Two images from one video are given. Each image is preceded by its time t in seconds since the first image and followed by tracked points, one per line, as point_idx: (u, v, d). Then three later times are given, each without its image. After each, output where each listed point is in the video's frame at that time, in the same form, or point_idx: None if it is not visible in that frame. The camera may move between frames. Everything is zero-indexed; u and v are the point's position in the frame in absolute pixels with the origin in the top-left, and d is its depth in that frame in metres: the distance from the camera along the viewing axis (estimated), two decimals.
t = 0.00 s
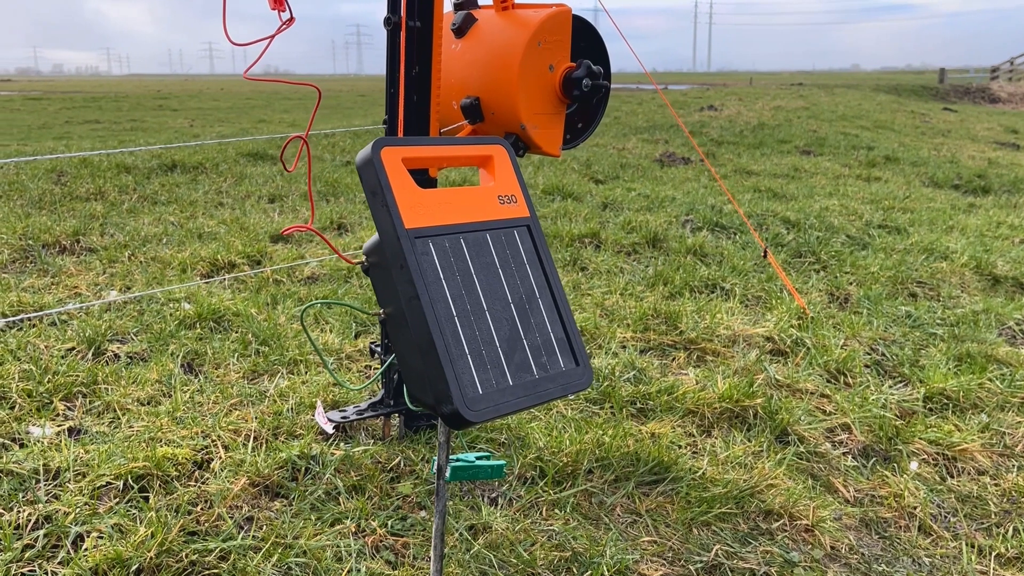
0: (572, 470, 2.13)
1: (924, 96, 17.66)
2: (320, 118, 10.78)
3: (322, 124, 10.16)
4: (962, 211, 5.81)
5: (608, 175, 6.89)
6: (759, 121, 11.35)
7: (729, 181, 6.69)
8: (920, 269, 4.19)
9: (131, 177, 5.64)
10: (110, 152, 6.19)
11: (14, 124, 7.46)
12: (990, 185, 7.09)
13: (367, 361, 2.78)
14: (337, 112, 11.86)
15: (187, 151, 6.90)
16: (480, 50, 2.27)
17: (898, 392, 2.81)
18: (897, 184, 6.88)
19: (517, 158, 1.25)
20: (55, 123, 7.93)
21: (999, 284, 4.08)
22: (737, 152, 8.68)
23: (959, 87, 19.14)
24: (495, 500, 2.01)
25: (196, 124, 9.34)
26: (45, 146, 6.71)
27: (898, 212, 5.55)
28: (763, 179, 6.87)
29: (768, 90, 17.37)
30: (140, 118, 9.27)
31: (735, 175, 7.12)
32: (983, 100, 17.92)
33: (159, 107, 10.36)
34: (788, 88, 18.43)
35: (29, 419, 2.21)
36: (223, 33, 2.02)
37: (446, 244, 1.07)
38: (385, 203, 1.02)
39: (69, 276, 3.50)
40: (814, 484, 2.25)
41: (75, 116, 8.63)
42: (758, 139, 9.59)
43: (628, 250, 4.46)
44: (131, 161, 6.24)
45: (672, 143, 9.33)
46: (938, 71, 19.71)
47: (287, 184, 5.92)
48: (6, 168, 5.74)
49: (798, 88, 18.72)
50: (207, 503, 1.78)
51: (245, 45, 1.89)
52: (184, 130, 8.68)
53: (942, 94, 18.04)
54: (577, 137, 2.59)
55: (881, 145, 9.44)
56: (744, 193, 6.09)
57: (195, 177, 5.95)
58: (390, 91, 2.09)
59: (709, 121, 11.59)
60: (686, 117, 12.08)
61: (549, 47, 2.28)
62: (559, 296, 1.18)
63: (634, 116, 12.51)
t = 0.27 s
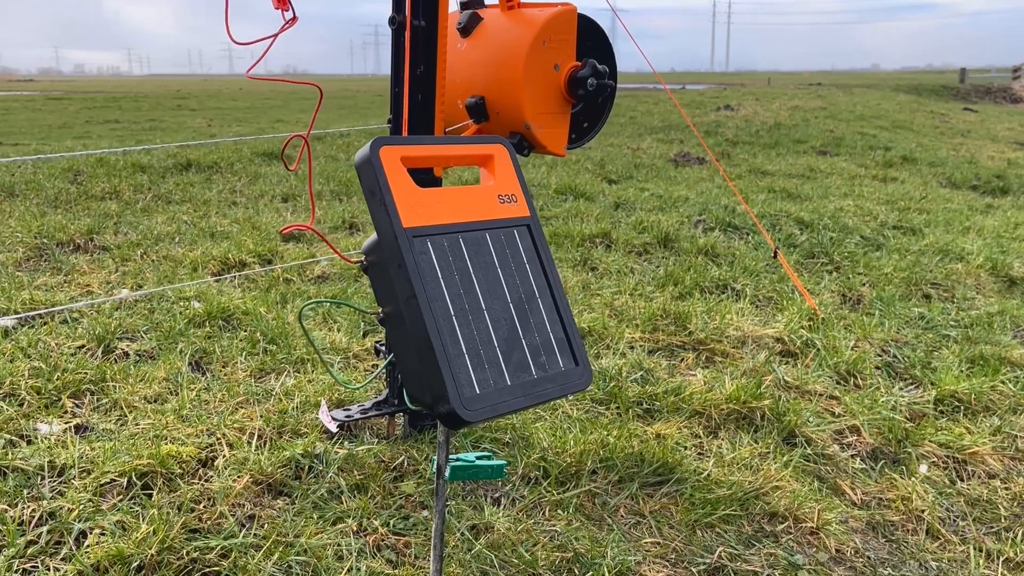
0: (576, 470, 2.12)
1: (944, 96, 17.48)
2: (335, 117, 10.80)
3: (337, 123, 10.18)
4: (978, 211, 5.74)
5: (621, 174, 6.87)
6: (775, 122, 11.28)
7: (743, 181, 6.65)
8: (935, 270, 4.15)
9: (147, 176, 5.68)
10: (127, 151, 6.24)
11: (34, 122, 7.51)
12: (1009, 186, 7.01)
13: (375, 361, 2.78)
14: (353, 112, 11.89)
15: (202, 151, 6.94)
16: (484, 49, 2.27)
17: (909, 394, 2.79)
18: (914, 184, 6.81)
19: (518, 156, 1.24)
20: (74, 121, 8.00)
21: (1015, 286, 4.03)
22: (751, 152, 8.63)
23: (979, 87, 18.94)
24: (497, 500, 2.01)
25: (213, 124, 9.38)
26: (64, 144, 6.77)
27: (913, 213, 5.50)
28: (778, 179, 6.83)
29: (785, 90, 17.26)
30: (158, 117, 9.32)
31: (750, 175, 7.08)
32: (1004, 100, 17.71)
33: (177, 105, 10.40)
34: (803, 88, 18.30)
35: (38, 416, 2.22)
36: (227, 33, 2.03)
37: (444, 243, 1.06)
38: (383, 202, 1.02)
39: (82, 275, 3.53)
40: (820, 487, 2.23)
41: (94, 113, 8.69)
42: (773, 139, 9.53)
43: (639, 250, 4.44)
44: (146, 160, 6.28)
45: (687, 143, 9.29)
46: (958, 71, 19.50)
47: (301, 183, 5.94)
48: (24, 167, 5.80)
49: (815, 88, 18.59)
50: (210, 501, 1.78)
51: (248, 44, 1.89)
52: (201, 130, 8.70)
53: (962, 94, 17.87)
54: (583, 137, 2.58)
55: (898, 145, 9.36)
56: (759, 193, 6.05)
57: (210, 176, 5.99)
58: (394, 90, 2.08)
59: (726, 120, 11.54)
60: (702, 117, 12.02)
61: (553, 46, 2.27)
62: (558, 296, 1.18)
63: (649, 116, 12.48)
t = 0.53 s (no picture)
0: (583, 470, 2.11)
1: (968, 95, 17.26)
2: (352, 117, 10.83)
3: (354, 122, 10.22)
4: (1000, 212, 5.67)
5: (638, 174, 6.85)
6: (794, 121, 11.19)
7: (761, 181, 6.60)
8: (953, 271, 4.10)
9: (164, 175, 5.73)
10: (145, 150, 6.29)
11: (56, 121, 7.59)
12: None
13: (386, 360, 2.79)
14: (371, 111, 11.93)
15: (220, 150, 6.99)
16: (494, 48, 2.26)
17: (923, 396, 2.76)
18: (935, 185, 6.74)
19: (523, 155, 1.24)
20: (97, 121, 8.08)
21: None
22: (769, 152, 8.57)
23: (1003, 87, 18.70)
24: (504, 500, 2.00)
25: (233, 124, 9.44)
26: (85, 143, 6.83)
27: (933, 213, 5.44)
28: (796, 179, 6.78)
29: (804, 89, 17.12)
30: (180, 116, 9.40)
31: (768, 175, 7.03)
32: None
33: (198, 104, 10.47)
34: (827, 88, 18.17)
35: (50, 412, 2.24)
36: (234, 33, 2.04)
37: (448, 241, 1.06)
38: (386, 201, 1.02)
39: (98, 273, 3.56)
40: (831, 488, 2.21)
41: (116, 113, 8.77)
42: (792, 139, 9.45)
43: (653, 250, 4.42)
44: (165, 159, 6.33)
45: (705, 142, 9.23)
46: (983, 71, 19.29)
47: (317, 182, 5.96)
48: (45, 166, 5.87)
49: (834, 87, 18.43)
50: (217, 497, 1.79)
51: (255, 43, 1.90)
52: (221, 130, 8.76)
53: (986, 94, 17.64)
54: (592, 136, 2.57)
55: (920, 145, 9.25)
56: (776, 193, 6.01)
57: (227, 175, 6.03)
58: (403, 89, 2.09)
59: (745, 120, 11.47)
60: (720, 117, 11.94)
61: (563, 44, 2.26)
62: (563, 294, 1.17)
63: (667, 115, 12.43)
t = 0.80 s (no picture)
0: (593, 472, 2.11)
1: (992, 95, 17.04)
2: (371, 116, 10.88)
3: (372, 122, 10.26)
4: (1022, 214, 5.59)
5: (655, 175, 6.82)
6: (814, 122, 11.10)
7: (780, 182, 6.55)
8: (973, 274, 4.05)
9: (184, 175, 5.78)
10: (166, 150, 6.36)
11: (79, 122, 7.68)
12: None
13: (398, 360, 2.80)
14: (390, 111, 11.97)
15: (238, 150, 7.05)
16: (505, 49, 2.26)
17: (940, 399, 2.72)
18: (956, 186, 6.65)
19: (531, 156, 1.24)
20: (120, 120, 8.18)
21: None
22: (788, 152, 8.51)
23: None
24: (513, 501, 2.00)
25: (253, 124, 9.51)
26: (108, 143, 6.91)
27: (954, 215, 5.38)
28: (815, 180, 6.72)
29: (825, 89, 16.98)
30: (201, 116, 9.49)
31: (786, 175, 6.98)
32: None
33: (219, 104, 10.56)
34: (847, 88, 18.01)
35: (66, 410, 2.27)
36: (245, 36, 2.05)
37: (454, 243, 1.06)
38: (393, 203, 1.02)
39: (116, 272, 3.61)
40: (843, 493, 2.19)
41: (139, 113, 8.87)
42: (812, 139, 9.37)
43: (668, 251, 4.40)
44: (184, 159, 6.39)
45: (723, 143, 9.17)
46: (1008, 71, 19.04)
47: (334, 182, 5.99)
48: (67, 165, 5.95)
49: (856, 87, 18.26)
50: (228, 496, 1.81)
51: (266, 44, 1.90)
52: (241, 130, 8.84)
53: (1011, 94, 17.40)
54: (603, 137, 2.56)
55: (942, 146, 9.14)
56: (794, 194, 5.96)
57: (246, 176, 6.08)
58: (414, 91, 2.09)
59: (765, 120, 11.40)
60: (740, 117, 11.91)
61: (574, 46, 2.26)
62: (570, 296, 1.17)
63: (686, 115, 12.39)
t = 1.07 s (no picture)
0: (600, 473, 2.10)
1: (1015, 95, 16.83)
2: (388, 116, 10.90)
3: (389, 121, 10.30)
4: None
5: (671, 175, 6.80)
6: (833, 122, 11.02)
7: (797, 182, 6.50)
8: (991, 276, 4.00)
9: (201, 175, 5.83)
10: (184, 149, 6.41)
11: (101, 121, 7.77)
12: None
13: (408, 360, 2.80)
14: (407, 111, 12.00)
15: (255, 150, 7.09)
16: (514, 49, 2.26)
17: (954, 402, 2.70)
18: (976, 187, 6.57)
19: (536, 156, 1.23)
20: (140, 120, 8.24)
21: None
22: (806, 152, 8.45)
23: None
24: (519, 501, 2.00)
25: (272, 123, 9.57)
26: (127, 143, 6.98)
27: (973, 216, 5.31)
28: (832, 180, 6.67)
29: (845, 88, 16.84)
30: (221, 116, 9.56)
31: (803, 176, 6.93)
32: None
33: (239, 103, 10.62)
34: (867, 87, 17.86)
35: (78, 407, 2.29)
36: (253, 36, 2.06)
37: (456, 243, 1.06)
38: (395, 202, 1.02)
39: (131, 271, 3.64)
40: (853, 495, 2.17)
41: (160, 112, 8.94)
42: (831, 140, 9.29)
43: (682, 252, 4.39)
44: (202, 158, 6.44)
45: (741, 143, 9.12)
46: None
47: (349, 181, 6.02)
48: (87, 164, 6.01)
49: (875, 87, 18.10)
50: (234, 494, 1.82)
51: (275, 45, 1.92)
52: (260, 129, 8.89)
53: None
54: (612, 137, 2.55)
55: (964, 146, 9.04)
56: (810, 195, 5.92)
57: (262, 175, 6.11)
58: (422, 91, 2.10)
59: (784, 121, 11.33)
60: (759, 117, 11.85)
61: (582, 46, 2.25)
62: (573, 296, 1.16)
63: (705, 115, 12.34)
